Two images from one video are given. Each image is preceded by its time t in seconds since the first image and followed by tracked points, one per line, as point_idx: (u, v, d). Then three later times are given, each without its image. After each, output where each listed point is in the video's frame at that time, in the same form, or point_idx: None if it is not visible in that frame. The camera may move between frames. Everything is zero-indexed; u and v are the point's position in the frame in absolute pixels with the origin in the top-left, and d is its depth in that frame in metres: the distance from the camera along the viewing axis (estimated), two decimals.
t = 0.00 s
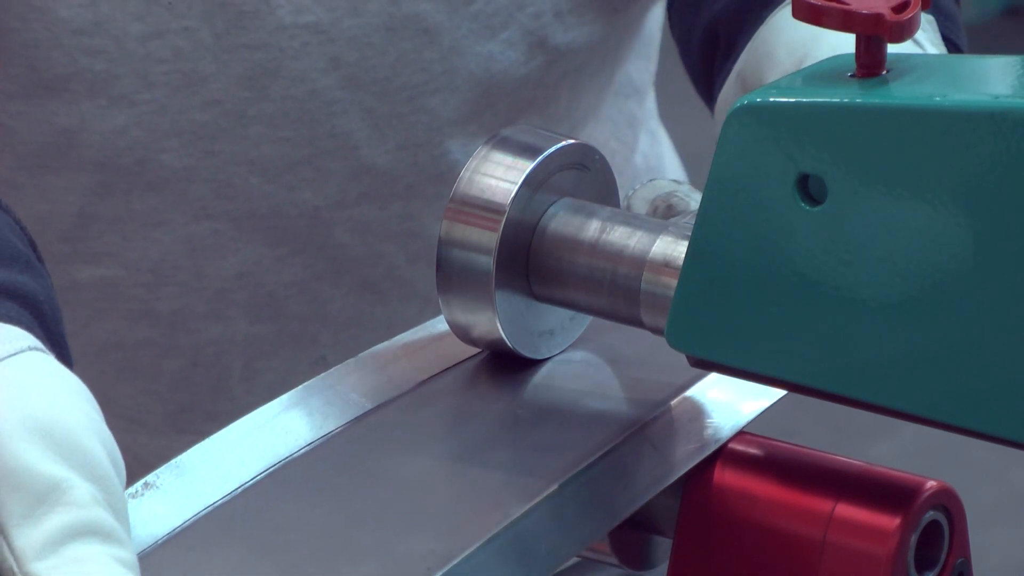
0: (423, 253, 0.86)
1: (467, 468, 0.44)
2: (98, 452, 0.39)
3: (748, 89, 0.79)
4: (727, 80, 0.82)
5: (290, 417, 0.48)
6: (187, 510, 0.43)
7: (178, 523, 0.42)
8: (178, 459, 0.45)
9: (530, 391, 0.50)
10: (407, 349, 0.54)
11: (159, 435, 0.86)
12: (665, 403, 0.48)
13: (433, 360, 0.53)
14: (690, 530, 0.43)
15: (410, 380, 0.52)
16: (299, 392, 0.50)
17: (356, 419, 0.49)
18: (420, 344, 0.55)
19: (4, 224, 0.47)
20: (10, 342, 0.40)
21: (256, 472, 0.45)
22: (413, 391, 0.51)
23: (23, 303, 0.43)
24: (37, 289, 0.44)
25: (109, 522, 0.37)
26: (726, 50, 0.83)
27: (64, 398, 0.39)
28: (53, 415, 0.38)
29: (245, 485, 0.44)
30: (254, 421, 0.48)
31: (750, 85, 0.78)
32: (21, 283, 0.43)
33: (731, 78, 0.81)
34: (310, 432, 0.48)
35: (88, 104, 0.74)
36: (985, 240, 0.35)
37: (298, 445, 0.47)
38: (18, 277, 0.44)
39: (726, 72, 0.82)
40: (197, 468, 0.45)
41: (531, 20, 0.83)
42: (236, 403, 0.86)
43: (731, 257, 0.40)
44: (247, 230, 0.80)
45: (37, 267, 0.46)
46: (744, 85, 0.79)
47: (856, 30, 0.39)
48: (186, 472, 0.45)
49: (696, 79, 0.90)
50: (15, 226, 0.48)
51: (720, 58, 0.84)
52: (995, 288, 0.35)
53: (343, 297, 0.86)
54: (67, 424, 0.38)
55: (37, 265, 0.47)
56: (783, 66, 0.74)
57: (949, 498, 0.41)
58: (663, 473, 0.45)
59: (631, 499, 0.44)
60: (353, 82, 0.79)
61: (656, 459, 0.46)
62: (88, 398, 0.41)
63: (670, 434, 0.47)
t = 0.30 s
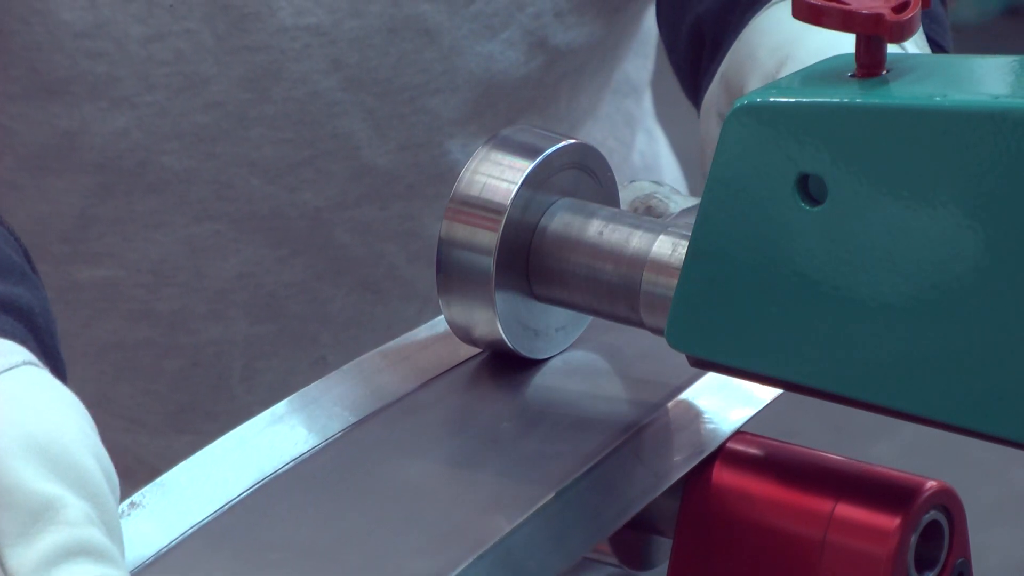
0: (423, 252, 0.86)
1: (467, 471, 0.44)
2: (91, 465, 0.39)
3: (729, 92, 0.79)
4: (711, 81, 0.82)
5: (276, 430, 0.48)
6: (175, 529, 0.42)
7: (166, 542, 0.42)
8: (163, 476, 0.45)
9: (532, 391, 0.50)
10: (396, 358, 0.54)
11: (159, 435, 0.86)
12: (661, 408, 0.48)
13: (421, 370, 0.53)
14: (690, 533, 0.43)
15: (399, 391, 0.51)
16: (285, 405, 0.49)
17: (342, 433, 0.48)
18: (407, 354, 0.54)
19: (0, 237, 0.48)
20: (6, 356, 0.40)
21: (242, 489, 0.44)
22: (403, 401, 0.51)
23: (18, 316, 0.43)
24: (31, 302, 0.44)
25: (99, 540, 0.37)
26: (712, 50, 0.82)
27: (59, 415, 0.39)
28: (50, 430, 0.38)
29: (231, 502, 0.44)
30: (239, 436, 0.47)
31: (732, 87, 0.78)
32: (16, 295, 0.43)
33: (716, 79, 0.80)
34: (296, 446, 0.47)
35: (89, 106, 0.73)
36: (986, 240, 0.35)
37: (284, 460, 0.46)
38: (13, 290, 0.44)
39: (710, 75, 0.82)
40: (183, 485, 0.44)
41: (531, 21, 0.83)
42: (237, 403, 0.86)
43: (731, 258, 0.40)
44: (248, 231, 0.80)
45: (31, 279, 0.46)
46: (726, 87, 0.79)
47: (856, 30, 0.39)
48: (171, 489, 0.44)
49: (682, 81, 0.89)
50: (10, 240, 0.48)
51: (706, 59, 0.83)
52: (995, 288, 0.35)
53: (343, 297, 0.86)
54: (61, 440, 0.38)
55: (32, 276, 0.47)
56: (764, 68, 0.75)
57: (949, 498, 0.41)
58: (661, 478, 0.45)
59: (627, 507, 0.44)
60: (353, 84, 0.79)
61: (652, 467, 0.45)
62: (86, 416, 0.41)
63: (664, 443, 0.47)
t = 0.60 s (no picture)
0: (422, 254, 0.86)
1: (466, 473, 0.44)
2: (123, 447, 0.40)
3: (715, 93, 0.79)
4: (698, 80, 0.82)
5: (265, 443, 0.47)
6: (175, 539, 0.42)
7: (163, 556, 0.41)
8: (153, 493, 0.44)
9: (532, 391, 0.50)
10: (386, 366, 0.53)
11: (158, 435, 0.86)
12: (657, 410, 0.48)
13: (411, 379, 0.52)
14: (690, 534, 0.43)
15: (389, 400, 0.50)
16: (273, 417, 0.48)
17: (331, 445, 0.47)
18: (398, 362, 0.53)
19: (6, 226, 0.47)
20: (28, 344, 0.40)
21: (233, 504, 0.43)
22: (395, 410, 0.50)
23: (36, 305, 0.43)
24: (47, 291, 0.44)
25: (136, 520, 0.37)
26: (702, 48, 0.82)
27: (87, 400, 0.40)
28: (80, 416, 0.39)
29: (219, 520, 0.43)
30: (228, 449, 0.46)
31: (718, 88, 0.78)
32: (33, 286, 0.43)
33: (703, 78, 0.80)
34: (284, 459, 0.46)
35: (87, 109, 0.73)
36: (986, 240, 0.35)
37: (273, 473, 0.45)
38: (29, 280, 0.43)
39: (698, 73, 0.81)
40: (175, 503, 0.44)
41: (530, 22, 0.84)
42: (236, 404, 0.86)
43: (730, 258, 0.40)
44: (247, 232, 0.80)
45: (43, 269, 0.46)
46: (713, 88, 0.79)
47: (856, 30, 0.39)
48: (163, 506, 0.43)
49: (673, 79, 0.89)
50: (18, 230, 0.47)
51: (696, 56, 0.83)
52: (995, 289, 0.35)
53: (342, 298, 0.86)
54: (93, 425, 0.39)
55: (44, 265, 0.46)
56: (751, 70, 0.75)
57: (949, 498, 0.41)
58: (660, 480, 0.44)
59: (623, 514, 0.43)
60: (352, 86, 0.78)
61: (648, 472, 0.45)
62: (113, 402, 0.42)
63: (659, 448, 0.46)
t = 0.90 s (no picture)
0: (424, 256, 0.85)
1: (466, 472, 0.44)
2: (91, 457, 0.37)
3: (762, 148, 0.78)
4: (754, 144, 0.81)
5: (241, 452, 0.46)
6: (172, 530, 0.41)
7: (161, 546, 0.41)
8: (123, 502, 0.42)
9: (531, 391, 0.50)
10: (367, 373, 0.52)
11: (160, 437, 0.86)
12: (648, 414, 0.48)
13: (391, 387, 0.51)
14: (689, 533, 0.43)
15: (370, 407, 0.50)
16: (249, 424, 0.47)
17: (308, 454, 0.46)
18: (378, 368, 0.52)
19: None
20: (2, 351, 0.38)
21: (203, 516, 0.42)
22: (382, 414, 0.49)
23: (15, 312, 0.43)
24: (28, 300, 0.44)
25: (98, 534, 0.35)
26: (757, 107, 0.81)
27: (58, 404, 0.37)
28: (48, 422, 0.36)
29: (192, 527, 0.42)
30: (221, 445, 0.46)
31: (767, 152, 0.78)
32: (13, 294, 0.44)
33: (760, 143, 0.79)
34: (259, 470, 0.45)
35: (91, 113, 0.74)
36: (985, 240, 0.35)
37: (257, 476, 0.45)
38: (10, 289, 0.44)
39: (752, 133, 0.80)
40: (155, 505, 0.42)
41: (532, 24, 0.84)
42: (237, 406, 0.85)
43: (730, 259, 0.40)
44: (249, 234, 0.80)
45: (30, 281, 0.46)
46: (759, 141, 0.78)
47: (856, 30, 0.39)
48: (130, 516, 0.42)
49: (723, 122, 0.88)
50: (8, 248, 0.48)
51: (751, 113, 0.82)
52: (996, 288, 0.35)
53: (344, 300, 0.85)
54: (60, 430, 0.36)
55: (30, 281, 0.47)
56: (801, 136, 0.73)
57: (949, 498, 0.41)
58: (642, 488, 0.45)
59: (597, 527, 0.43)
60: (354, 87, 0.79)
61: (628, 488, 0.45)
62: (86, 407, 0.39)
63: (642, 466, 0.46)
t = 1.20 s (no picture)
0: (425, 257, 0.85)
1: (465, 469, 0.44)
2: (70, 458, 0.37)
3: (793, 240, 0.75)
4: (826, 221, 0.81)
5: (221, 457, 0.45)
6: (161, 526, 0.42)
7: (150, 542, 0.41)
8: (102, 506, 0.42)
9: (530, 391, 0.50)
10: (350, 380, 0.51)
11: (161, 437, 0.86)
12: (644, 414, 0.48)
13: (374, 395, 0.51)
14: (688, 532, 0.43)
15: (351, 414, 0.49)
16: (229, 430, 0.47)
17: (288, 459, 0.46)
18: (360, 377, 0.52)
19: None
20: None
21: (181, 518, 0.42)
22: (381, 412, 0.50)
23: None
24: (9, 301, 0.44)
25: (79, 537, 0.34)
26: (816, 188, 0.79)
27: (36, 408, 0.37)
28: (27, 425, 0.36)
29: (170, 533, 0.41)
30: (211, 443, 0.46)
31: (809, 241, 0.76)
32: None
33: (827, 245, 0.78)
34: (240, 473, 0.45)
35: (92, 116, 0.74)
36: (985, 240, 0.35)
37: (250, 474, 0.45)
38: None
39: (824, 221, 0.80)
40: (145, 503, 0.43)
41: (536, 28, 0.84)
42: (238, 407, 0.85)
43: (730, 258, 0.40)
44: (250, 236, 0.80)
45: (13, 282, 0.46)
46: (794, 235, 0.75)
47: (856, 30, 0.39)
48: (110, 520, 0.42)
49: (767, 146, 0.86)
50: None
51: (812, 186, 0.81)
52: (997, 288, 0.35)
53: (344, 301, 0.85)
54: (40, 434, 0.36)
55: (12, 281, 0.46)
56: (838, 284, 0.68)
57: (949, 498, 0.41)
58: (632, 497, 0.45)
59: (578, 538, 0.43)
60: (354, 88, 0.79)
61: (608, 499, 0.44)
62: (66, 410, 0.39)
63: (622, 480, 0.45)
